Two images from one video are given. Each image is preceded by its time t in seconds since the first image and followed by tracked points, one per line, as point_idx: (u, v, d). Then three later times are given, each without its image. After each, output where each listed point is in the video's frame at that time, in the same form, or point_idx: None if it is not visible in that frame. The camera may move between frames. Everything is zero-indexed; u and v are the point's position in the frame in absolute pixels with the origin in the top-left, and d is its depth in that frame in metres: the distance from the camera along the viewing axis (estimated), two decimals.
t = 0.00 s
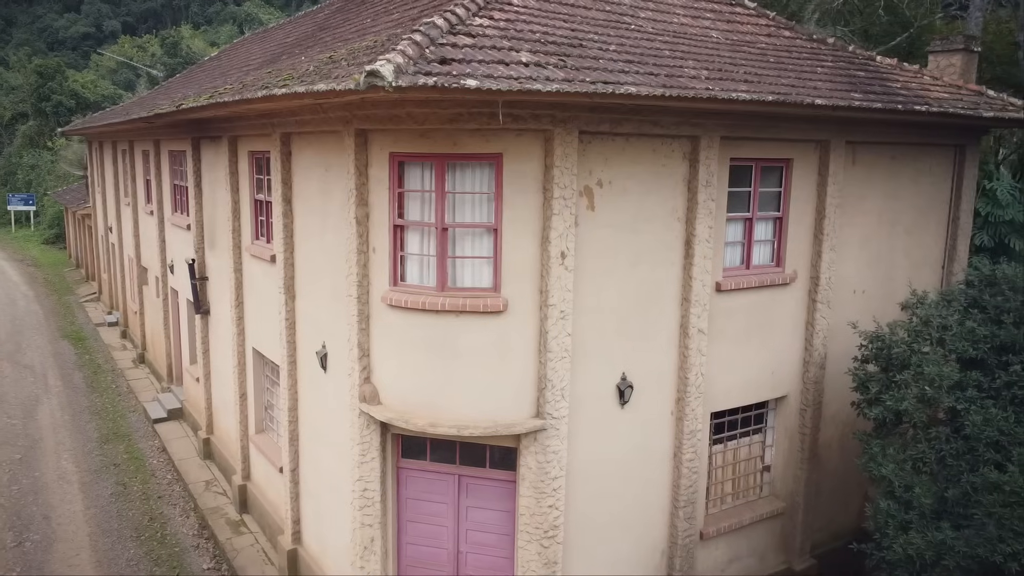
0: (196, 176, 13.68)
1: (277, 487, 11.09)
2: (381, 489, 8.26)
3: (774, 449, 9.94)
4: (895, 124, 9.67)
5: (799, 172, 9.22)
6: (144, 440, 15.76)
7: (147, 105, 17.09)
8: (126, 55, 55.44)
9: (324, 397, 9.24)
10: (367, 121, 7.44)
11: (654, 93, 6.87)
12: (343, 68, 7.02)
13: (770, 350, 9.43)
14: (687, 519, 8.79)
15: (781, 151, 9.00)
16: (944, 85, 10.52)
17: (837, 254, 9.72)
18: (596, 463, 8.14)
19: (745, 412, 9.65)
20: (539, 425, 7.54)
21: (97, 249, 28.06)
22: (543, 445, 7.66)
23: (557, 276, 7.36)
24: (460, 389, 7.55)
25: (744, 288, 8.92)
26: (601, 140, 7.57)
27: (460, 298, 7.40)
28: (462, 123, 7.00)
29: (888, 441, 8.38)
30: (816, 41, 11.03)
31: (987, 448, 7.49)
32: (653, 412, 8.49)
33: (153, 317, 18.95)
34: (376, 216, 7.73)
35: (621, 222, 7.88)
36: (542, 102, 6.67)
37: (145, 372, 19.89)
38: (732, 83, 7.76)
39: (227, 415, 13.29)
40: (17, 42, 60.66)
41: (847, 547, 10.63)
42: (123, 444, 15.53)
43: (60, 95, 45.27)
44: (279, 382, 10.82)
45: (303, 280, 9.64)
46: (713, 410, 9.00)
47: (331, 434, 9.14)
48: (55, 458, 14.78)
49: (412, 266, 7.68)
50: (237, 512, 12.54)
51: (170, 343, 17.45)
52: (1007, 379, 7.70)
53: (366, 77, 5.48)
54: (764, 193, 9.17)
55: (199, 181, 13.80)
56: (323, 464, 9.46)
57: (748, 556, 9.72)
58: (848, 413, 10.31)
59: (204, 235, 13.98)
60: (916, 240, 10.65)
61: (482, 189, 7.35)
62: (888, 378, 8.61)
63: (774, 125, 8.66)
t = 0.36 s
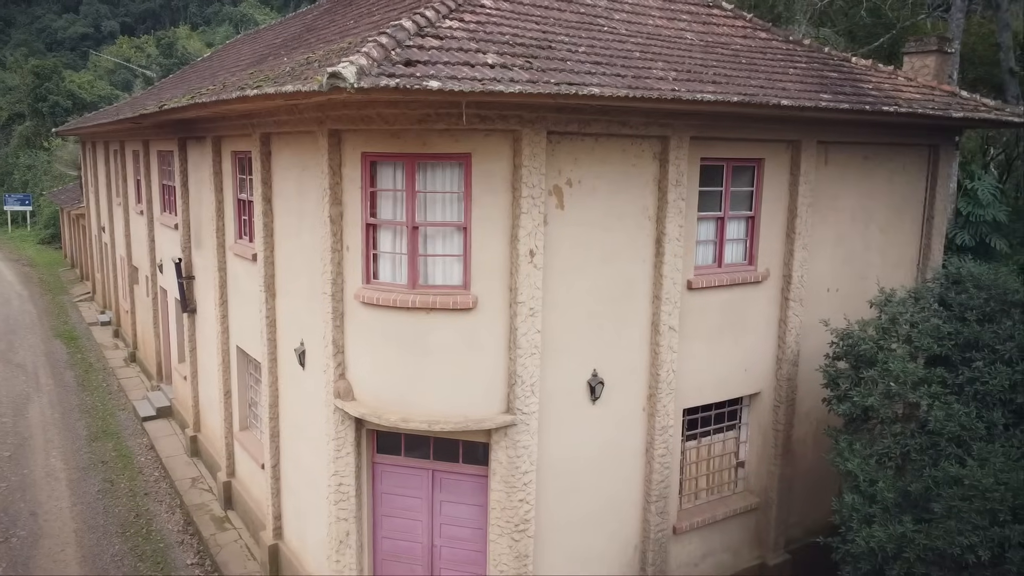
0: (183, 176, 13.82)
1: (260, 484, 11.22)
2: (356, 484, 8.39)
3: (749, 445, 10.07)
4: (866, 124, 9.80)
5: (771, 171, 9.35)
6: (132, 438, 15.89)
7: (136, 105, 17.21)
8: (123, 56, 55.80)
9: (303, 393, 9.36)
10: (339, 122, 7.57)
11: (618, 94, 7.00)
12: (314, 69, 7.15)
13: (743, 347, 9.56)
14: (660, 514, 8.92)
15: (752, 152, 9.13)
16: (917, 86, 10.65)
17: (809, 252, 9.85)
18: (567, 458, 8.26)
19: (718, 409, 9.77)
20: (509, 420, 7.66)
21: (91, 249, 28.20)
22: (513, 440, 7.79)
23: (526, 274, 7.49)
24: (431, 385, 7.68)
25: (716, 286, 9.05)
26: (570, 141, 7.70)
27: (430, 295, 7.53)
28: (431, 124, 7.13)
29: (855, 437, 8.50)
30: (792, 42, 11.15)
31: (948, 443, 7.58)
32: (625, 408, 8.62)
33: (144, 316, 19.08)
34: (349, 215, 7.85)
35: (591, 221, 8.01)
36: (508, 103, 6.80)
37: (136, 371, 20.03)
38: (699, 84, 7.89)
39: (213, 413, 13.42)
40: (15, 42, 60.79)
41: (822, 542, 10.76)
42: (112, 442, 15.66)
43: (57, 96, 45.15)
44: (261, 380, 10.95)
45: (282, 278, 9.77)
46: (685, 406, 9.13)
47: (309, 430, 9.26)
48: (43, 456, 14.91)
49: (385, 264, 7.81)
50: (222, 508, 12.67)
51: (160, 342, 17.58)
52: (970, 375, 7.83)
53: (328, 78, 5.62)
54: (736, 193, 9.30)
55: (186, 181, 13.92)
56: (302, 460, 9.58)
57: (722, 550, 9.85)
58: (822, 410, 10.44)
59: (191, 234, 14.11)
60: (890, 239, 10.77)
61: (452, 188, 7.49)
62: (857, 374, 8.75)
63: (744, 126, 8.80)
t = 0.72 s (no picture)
0: (170, 176, 13.99)
1: (243, 479, 11.39)
2: (332, 477, 8.56)
3: (722, 440, 10.23)
4: (837, 125, 9.98)
5: (742, 171, 9.52)
6: (122, 435, 16.07)
7: (126, 106, 17.36)
8: (120, 56, 55.99)
9: (283, 389, 9.53)
10: (313, 122, 7.74)
11: (583, 95, 7.17)
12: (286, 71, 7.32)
13: (715, 344, 9.73)
14: (632, 507, 9.08)
15: (723, 152, 9.30)
16: (889, 87, 10.83)
17: (781, 251, 10.02)
18: (538, 451, 8.43)
19: (691, 404, 9.93)
20: (480, 414, 7.83)
21: (85, 248, 28.37)
22: (485, 433, 7.95)
23: (496, 271, 7.65)
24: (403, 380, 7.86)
25: (687, 283, 9.22)
26: (540, 141, 7.87)
27: (402, 292, 7.70)
28: (401, 124, 7.31)
29: (822, 432, 8.67)
30: (767, 44, 11.30)
31: (909, 436, 7.69)
32: (596, 403, 8.79)
33: (135, 314, 19.24)
34: (324, 213, 8.02)
35: (561, 219, 8.18)
36: (476, 104, 6.96)
37: (127, 369, 20.19)
38: (666, 86, 8.06)
39: (199, 409, 13.58)
40: (14, 42, 60.97)
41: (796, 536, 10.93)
42: (102, 439, 15.83)
43: (54, 96, 45.26)
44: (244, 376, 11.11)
45: (263, 276, 9.94)
46: (657, 402, 9.31)
47: (289, 425, 9.42)
48: (33, 453, 15.08)
49: (359, 262, 7.99)
50: (207, 504, 12.84)
51: (150, 341, 17.74)
52: (932, 371, 7.97)
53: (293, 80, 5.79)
54: (708, 192, 9.47)
55: (173, 181, 14.08)
56: (282, 455, 9.75)
57: (695, 544, 10.01)
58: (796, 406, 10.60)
59: (178, 234, 14.27)
60: (863, 238, 10.94)
61: (423, 188, 7.67)
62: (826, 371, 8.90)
63: (714, 127, 8.98)
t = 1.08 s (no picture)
0: (159, 176, 14.20)
1: (228, 473, 11.60)
2: (310, 469, 8.76)
3: (695, 434, 10.44)
4: (807, 126, 10.19)
5: (712, 171, 9.74)
6: (113, 432, 16.27)
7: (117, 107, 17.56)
8: (118, 56, 56.24)
9: (263, 384, 9.73)
10: (289, 123, 7.95)
11: (549, 96, 7.39)
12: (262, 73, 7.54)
13: (687, 340, 9.95)
14: (604, 498, 9.28)
15: (694, 152, 9.52)
16: (861, 89, 11.04)
17: (753, 248, 10.23)
18: (510, 444, 8.63)
19: (664, 399, 10.14)
20: (451, 407, 8.04)
21: (80, 248, 28.61)
22: (456, 426, 8.16)
23: (467, 267, 7.87)
24: (377, 374, 8.08)
25: (658, 280, 9.43)
26: (511, 141, 8.09)
27: (375, 288, 7.92)
28: (373, 125, 7.53)
29: (788, 425, 8.88)
30: (742, 46, 11.51)
31: (869, 429, 7.83)
32: (568, 397, 9.00)
33: (127, 313, 19.46)
34: (300, 211, 8.23)
35: (532, 217, 8.39)
36: (444, 105, 7.17)
37: (120, 367, 20.41)
38: (634, 87, 8.28)
39: (187, 405, 13.79)
40: (12, 42, 61.18)
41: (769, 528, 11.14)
42: (93, 435, 16.04)
43: (51, 97, 45.52)
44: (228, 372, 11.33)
45: (245, 274, 10.14)
46: (629, 396, 9.52)
47: (269, 418, 9.63)
48: (24, 449, 15.30)
49: (334, 259, 8.20)
50: (194, 498, 13.05)
51: (141, 339, 17.96)
52: (893, 365, 8.16)
53: (262, 82, 6.02)
54: (679, 191, 9.68)
55: (162, 180, 14.30)
56: (263, 448, 9.96)
57: (669, 535, 10.22)
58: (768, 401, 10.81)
59: (167, 232, 14.48)
60: (836, 236, 11.16)
61: (395, 186, 7.89)
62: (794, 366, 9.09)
63: (684, 127, 9.19)
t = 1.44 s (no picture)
0: (153, 176, 14.45)
1: (218, 466, 11.84)
2: (294, 461, 9.00)
3: (674, 428, 10.68)
4: (783, 126, 10.42)
5: (689, 171, 9.98)
6: (108, 427, 16.52)
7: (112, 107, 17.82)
8: (118, 57, 56.53)
9: (251, 378, 9.97)
10: (273, 124, 8.19)
11: (523, 98, 7.62)
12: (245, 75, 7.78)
13: (665, 336, 10.19)
14: (582, 490, 9.51)
15: (670, 152, 9.75)
16: (837, 90, 11.27)
17: (730, 247, 10.46)
18: (488, 436, 8.87)
19: (643, 393, 10.37)
20: (430, 400, 8.28)
21: (79, 247, 28.88)
22: (436, 418, 8.39)
23: (445, 264, 8.10)
24: (358, 368, 8.34)
25: (635, 277, 9.67)
26: (488, 141, 8.32)
27: (356, 284, 8.16)
28: (353, 126, 7.77)
29: (761, 418, 9.09)
30: (721, 48, 11.74)
31: (836, 421, 8.03)
32: (546, 390, 9.24)
33: (123, 311, 19.71)
34: (284, 210, 8.48)
35: (510, 216, 8.63)
36: (421, 106, 7.41)
37: (116, 364, 20.66)
38: (608, 89, 8.51)
39: (180, 401, 14.04)
40: (12, 42, 61.43)
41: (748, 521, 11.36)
42: (89, 431, 16.30)
43: (51, 97, 45.84)
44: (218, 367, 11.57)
45: (233, 271, 10.38)
46: (607, 390, 9.75)
47: (257, 412, 9.86)
48: (21, 444, 15.55)
49: (317, 256, 8.44)
50: (186, 491, 13.29)
51: (136, 336, 18.20)
52: (860, 359, 8.37)
53: (241, 85, 6.27)
54: (656, 190, 9.92)
55: (156, 180, 14.54)
56: (251, 441, 10.20)
57: (648, 527, 10.46)
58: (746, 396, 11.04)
59: (160, 231, 14.73)
60: (813, 235, 11.39)
61: (375, 185, 8.14)
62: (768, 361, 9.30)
63: (660, 128, 9.42)
